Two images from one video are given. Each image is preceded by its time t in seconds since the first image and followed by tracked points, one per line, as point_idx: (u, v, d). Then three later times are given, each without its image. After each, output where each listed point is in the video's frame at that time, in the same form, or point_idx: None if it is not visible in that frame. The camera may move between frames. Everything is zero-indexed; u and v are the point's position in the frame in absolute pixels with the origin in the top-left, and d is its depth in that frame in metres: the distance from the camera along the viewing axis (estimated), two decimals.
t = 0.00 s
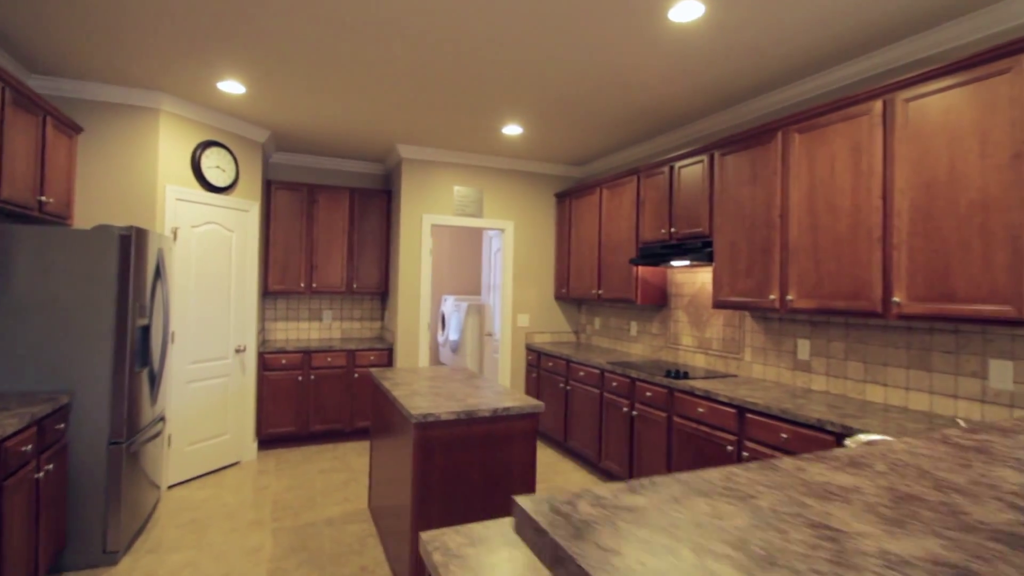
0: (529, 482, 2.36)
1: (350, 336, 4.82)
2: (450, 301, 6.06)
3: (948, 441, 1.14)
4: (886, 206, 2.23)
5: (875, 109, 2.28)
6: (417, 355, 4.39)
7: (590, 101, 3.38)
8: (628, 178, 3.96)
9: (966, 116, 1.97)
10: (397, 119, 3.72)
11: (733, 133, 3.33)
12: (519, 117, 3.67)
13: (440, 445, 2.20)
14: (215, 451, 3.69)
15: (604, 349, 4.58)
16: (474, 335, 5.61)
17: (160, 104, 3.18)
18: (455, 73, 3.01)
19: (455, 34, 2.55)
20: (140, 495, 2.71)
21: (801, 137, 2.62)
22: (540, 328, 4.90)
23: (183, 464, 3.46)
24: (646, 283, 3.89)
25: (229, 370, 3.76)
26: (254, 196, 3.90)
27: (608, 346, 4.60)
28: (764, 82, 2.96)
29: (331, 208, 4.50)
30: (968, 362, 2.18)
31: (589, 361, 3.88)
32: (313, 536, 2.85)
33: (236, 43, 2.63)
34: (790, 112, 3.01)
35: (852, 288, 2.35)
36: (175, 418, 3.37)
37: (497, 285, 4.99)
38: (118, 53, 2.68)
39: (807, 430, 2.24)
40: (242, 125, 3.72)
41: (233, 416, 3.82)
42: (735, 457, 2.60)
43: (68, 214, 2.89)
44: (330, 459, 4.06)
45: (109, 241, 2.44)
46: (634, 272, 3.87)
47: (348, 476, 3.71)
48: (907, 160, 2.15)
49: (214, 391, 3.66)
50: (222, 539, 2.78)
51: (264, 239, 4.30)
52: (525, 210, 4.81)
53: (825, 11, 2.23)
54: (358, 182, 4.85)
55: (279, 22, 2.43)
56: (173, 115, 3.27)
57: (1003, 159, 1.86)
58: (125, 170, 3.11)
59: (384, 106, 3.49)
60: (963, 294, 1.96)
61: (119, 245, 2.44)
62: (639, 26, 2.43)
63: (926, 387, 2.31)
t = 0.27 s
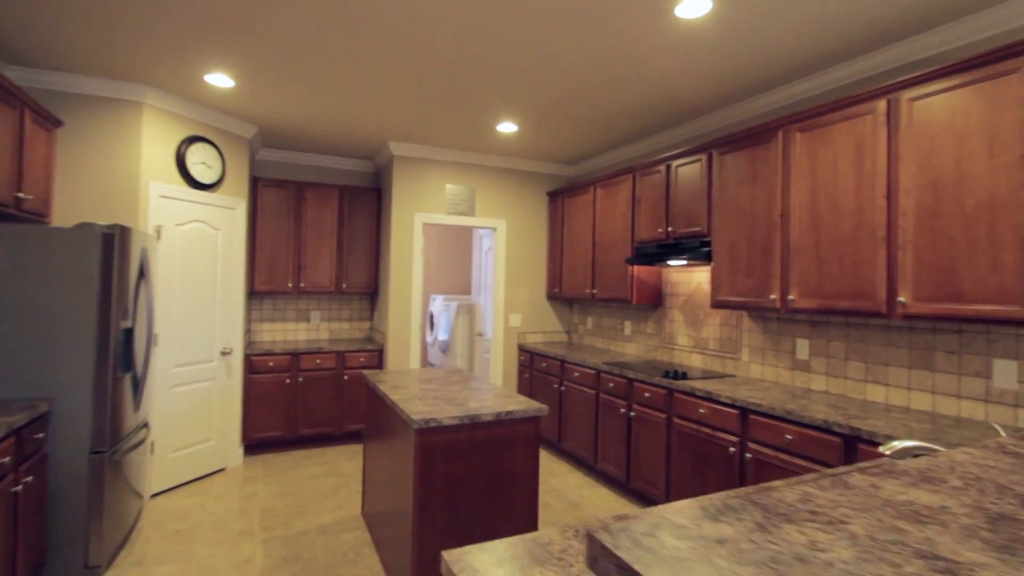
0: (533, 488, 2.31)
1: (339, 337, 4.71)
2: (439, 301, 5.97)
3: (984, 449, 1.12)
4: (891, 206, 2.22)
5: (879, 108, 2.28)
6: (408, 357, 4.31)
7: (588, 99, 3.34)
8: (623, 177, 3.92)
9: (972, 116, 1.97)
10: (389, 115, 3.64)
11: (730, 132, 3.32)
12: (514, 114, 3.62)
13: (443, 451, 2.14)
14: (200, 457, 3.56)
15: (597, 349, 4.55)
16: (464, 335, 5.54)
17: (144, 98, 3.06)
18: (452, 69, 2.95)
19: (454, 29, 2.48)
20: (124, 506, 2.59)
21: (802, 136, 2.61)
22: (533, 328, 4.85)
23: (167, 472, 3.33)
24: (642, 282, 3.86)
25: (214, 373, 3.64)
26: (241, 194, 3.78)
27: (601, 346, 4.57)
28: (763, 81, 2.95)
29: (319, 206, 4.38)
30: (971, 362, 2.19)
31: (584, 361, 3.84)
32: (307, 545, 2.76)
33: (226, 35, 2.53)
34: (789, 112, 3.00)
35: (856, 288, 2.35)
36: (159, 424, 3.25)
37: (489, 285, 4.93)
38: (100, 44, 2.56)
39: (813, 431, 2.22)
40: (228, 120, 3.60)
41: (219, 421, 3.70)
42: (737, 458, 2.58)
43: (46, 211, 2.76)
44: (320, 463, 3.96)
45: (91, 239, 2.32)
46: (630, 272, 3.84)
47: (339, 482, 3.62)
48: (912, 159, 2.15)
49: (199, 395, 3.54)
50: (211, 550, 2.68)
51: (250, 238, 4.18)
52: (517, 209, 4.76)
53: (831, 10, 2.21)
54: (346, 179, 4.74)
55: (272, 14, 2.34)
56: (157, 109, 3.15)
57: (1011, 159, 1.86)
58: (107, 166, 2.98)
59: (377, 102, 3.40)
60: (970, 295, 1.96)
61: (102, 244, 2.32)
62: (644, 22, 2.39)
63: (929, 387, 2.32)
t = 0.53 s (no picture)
0: (530, 492, 2.25)
1: (323, 338, 4.59)
2: (424, 300, 5.87)
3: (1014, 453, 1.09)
4: (889, 205, 2.22)
5: (877, 107, 2.27)
6: (395, 358, 4.21)
7: (582, 95, 3.29)
8: (614, 176, 3.88)
9: (973, 115, 1.96)
10: (377, 110, 3.54)
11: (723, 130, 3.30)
12: (505, 111, 3.55)
13: (439, 457, 2.07)
14: (178, 464, 3.43)
15: (587, 349, 4.51)
16: (451, 336, 5.46)
17: (119, 89, 2.92)
18: (444, 63, 2.87)
19: (448, 21, 2.41)
20: (98, 517, 2.46)
21: (799, 135, 2.59)
22: (521, 328, 4.79)
23: (144, 480, 3.19)
24: (633, 281, 3.83)
25: (193, 377, 3.51)
26: (222, 190, 3.65)
27: (590, 346, 4.53)
28: (757, 79, 2.93)
29: (302, 203, 4.26)
30: (969, 360, 2.20)
31: (575, 361, 3.80)
32: (293, 554, 2.66)
33: (209, 25, 2.42)
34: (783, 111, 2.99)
35: (854, 287, 2.34)
36: (134, 431, 3.11)
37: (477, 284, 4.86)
38: (73, 32, 2.43)
39: (813, 432, 2.20)
40: (209, 114, 3.46)
41: (198, 426, 3.56)
42: (735, 459, 2.55)
43: (15, 207, 2.60)
44: (305, 468, 3.85)
45: (63, 237, 2.19)
46: (621, 271, 3.80)
47: (325, 487, 3.51)
48: (911, 159, 2.14)
49: (177, 400, 3.40)
50: (192, 562, 2.56)
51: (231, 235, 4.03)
52: (505, 207, 4.69)
53: (831, 7, 2.20)
54: (330, 176, 4.63)
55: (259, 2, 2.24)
56: (134, 101, 3.01)
57: (1012, 160, 1.86)
58: (80, 160, 2.84)
59: (365, 96, 3.31)
60: (971, 294, 1.96)
61: (75, 242, 2.20)
62: (645, 16, 2.35)
63: (926, 386, 2.33)
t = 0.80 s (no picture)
0: (525, 497, 2.18)
1: (302, 339, 4.45)
2: (405, 300, 5.75)
3: None
4: (885, 204, 2.22)
5: (873, 106, 2.26)
6: (378, 360, 4.10)
7: (572, 91, 3.23)
8: (603, 174, 3.84)
9: (971, 115, 1.97)
10: (362, 104, 3.44)
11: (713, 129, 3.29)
12: (493, 106, 3.48)
13: (432, 462, 1.99)
14: (150, 472, 3.26)
15: (573, 349, 4.46)
16: (434, 336, 5.36)
17: (88, 76, 2.76)
18: (433, 55, 2.79)
19: (439, 10, 2.33)
20: (65, 530, 2.31)
21: (793, 133, 2.58)
22: (507, 328, 4.72)
23: (113, 489, 3.02)
24: (622, 280, 3.79)
25: (166, 380, 3.34)
26: (197, 184, 3.49)
27: (576, 346, 4.48)
28: (749, 78, 2.92)
29: (282, 199, 4.12)
30: (963, 359, 2.21)
31: (563, 361, 3.74)
32: (275, 565, 2.54)
33: (185, 8, 2.29)
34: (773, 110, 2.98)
35: (849, 285, 2.33)
36: (103, 437, 2.94)
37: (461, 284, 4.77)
38: (36, 14, 2.28)
39: (811, 432, 2.18)
40: (183, 105, 3.31)
41: (171, 431, 3.40)
42: (730, 460, 2.52)
43: None
44: (284, 474, 3.71)
45: (26, 231, 2.04)
46: (610, 270, 3.76)
47: (307, 493, 3.39)
48: (908, 158, 2.14)
49: (149, 404, 3.24)
50: None
51: (206, 232, 3.87)
52: (491, 206, 4.62)
53: (828, 5, 2.18)
54: (310, 172, 4.49)
55: None
56: (103, 89, 2.85)
57: (1010, 160, 1.87)
58: (44, 150, 2.67)
59: (350, 89, 3.20)
60: (969, 293, 1.96)
61: (39, 237, 2.06)
62: (643, 9, 2.29)
63: (919, 385, 2.34)
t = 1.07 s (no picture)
0: (521, 503, 2.11)
1: (278, 340, 4.29)
2: (383, 299, 5.63)
3: None
4: (878, 203, 2.23)
5: (866, 105, 2.27)
6: (358, 361, 3.97)
7: (561, 87, 3.17)
8: (589, 172, 3.80)
9: (965, 115, 1.98)
10: (342, 96, 3.31)
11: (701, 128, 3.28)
12: (478, 101, 3.40)
13: (425, 469, 1.90)
14: (115, 482, 3.07)
15: (557, 349, 4.41)
16: (414, 336, 5.27)
17: (47, 59, 2.58)
18: (420, 46, 2.69)
19: None
20: (21, 547, 2.14)
21: (784, 132, 2.58)
22: (490, 328, 4.64)
23: (74, 501, 2.83)
24: (608, 280, 3.75)
25: (133, 383, 3.16)
26: (166, 177, 3.31)
27: (560, 346, 4.43)
28: (739, 77, 2.92)
29: (256, 194, 3.95)
30: (953, 358, 2.24)
31: (549, 362, 3.68)
32: None
33: None
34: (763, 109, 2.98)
35: (843, 284, 2.33)
36: (63, 445, 2.75)
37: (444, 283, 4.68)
38: None
39: (807, 432, 2.18)
40: (152, 93, 3.14)
41: (137, 438, 3.21)
42: (723, 460, 2.50)
43: None
44: (260, 481, 3.55)
45: None
46: (597, 269, 3.72)
47: (285, 502, 3.25)
48: (902, 157, 2.15)
49: (114, 409, 3.06)
50: None
51: (176, 228, 3.68)
52: (473, 203, 4.53)
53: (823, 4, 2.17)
54: (286, 167, 4.33)
55: None
56: (64, 74, 2.67)
57: (1005, 159, 1.88)
58: None
59: (331, 79, 3.07)
60: (963, 292, 1.98)
61: None
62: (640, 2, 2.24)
63: (909, 383, 2.36)
